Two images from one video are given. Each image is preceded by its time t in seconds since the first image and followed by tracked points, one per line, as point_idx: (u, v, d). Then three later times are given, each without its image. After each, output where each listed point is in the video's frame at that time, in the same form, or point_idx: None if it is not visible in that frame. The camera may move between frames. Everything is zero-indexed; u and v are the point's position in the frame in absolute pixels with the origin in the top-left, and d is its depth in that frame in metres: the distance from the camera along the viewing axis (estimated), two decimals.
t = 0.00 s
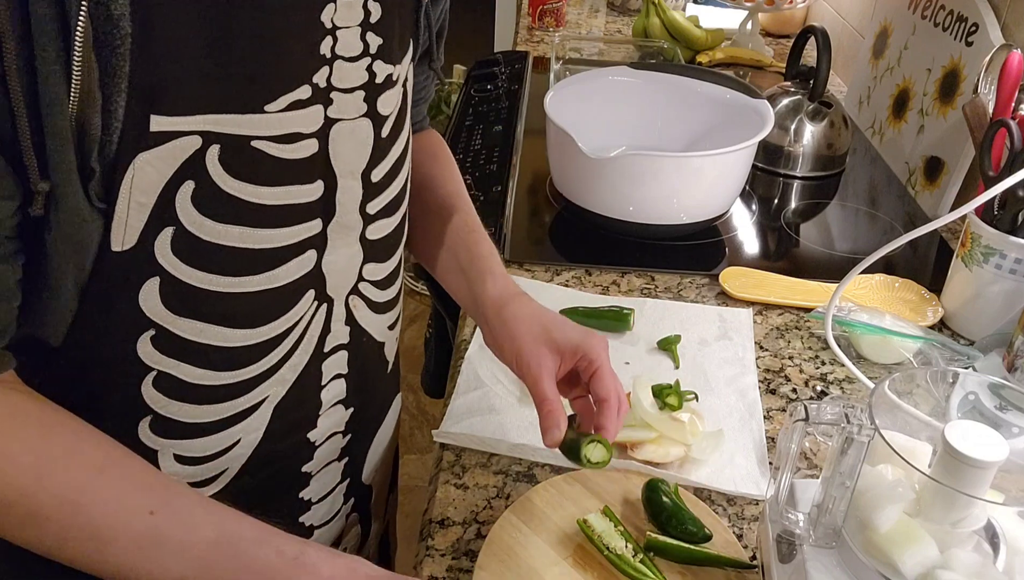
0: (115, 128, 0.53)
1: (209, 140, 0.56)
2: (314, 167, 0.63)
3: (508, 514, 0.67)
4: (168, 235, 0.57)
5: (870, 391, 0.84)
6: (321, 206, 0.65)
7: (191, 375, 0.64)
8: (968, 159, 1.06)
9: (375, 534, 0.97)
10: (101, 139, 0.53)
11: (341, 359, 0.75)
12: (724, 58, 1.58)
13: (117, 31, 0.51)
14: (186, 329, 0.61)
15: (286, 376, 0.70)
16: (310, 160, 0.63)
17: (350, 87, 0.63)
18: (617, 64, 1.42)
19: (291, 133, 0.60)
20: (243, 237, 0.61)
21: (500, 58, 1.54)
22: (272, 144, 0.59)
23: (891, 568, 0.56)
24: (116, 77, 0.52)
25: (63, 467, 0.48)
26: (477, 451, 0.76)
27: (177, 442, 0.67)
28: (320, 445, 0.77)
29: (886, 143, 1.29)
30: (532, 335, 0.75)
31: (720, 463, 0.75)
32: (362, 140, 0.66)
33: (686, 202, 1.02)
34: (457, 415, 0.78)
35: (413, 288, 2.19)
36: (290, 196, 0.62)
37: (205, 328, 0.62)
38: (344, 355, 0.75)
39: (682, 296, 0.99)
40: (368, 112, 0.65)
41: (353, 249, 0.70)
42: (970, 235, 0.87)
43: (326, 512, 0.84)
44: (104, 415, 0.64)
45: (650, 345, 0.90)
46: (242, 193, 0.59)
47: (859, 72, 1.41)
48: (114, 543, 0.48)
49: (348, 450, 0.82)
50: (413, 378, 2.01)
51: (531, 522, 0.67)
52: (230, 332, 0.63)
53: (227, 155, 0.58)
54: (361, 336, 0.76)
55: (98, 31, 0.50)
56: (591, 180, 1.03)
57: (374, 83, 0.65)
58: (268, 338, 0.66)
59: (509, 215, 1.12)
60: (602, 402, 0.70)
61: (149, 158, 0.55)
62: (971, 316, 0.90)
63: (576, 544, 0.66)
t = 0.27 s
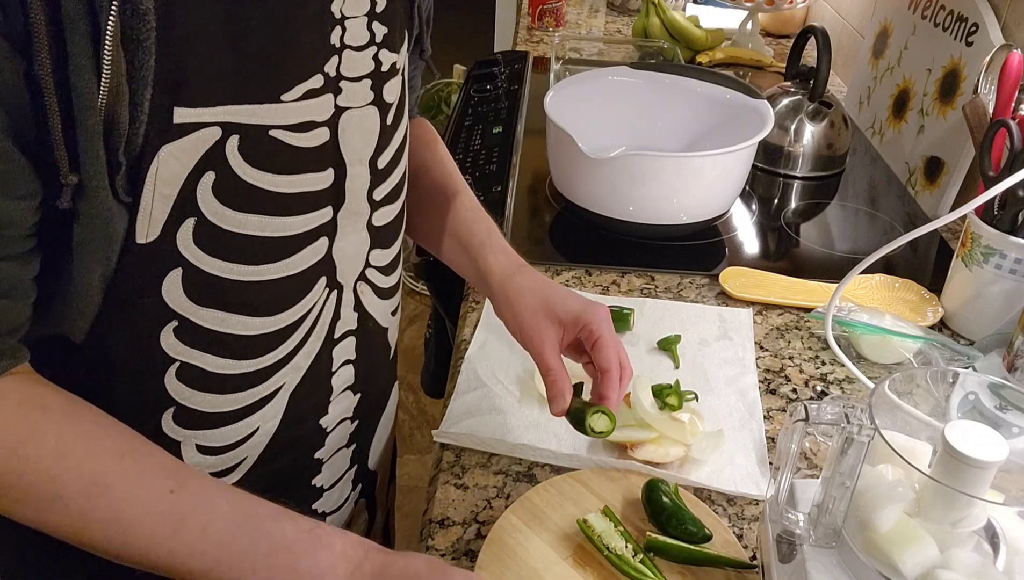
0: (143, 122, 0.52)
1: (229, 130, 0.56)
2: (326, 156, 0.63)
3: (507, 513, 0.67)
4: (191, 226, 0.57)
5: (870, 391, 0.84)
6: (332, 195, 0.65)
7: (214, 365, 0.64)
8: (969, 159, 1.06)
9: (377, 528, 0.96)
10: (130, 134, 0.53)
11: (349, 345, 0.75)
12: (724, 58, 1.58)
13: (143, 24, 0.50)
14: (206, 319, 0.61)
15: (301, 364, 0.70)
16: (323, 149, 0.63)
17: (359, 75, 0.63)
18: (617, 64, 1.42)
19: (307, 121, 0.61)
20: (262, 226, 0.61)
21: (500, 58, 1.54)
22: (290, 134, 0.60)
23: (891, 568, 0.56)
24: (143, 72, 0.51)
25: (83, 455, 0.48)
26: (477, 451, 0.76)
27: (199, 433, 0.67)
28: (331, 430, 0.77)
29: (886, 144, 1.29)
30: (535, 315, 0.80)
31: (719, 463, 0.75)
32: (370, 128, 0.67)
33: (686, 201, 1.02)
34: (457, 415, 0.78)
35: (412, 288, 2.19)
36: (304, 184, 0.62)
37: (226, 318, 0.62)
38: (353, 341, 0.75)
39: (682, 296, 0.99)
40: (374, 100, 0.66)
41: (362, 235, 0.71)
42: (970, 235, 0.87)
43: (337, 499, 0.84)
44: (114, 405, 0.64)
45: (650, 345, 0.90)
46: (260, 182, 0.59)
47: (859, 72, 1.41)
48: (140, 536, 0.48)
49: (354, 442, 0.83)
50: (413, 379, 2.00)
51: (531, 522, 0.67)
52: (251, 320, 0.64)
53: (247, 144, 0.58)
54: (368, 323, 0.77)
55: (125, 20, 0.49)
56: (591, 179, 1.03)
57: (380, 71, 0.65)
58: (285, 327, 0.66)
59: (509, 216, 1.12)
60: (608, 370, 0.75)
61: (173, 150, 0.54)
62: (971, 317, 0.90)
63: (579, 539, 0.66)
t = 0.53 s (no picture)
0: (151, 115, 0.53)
1: (235, 123, 0.57)
2: (329, 150, 0.64)
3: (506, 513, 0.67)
4: (198, 218, 0.57)
5: (870, 391, 0.84)
6: (336, 188, 0.66)
7: (220, 357, 0.64)
8: (969, 159, 1.06)
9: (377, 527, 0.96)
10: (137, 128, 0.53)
11: (351, 339, 0.75)
12: (724, 58, 1.58)
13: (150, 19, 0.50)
14: (213, 310, 0.61)
15: (304, 357, 0.70)
16: (326, 143, 0.63)
17: (361, 71, 0.64)
18: (617, 64, 1.42)
19: (312, 116, 0.61)
20: (268, 218, 0.61)
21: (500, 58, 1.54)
22: (295, 127, 0.60)
23: (891, 568, 0.56)
24: (151, 64, 0.51)
25: (89, 449, 0.47)
26: (477, 451, 0.76)
27: (204, 426, 0.66)
28: (333, 424, 0.77)
29: (886, 144, 1.29)
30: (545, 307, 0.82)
31: (719, 463, 0.75)
32: (373, 122, 0.67)
33: (686, 201, 1.02)
34: (457, 415, 0.78)
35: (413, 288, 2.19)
36: (308, 177, 0.63)
37: (232, 309, 0.62)
38: (355, 335, 0.75)
39: (682, 296, 0.99)
40: (377, 96, 0.66)
41: (365, 228, 0.71)
42: (970, 235, 0.87)
43: (339, 493, 0.84)
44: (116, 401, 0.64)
45: (650, 345, 0.90)
46: (266, 174, 0.60)
47: (859, 72, 1.41)
48: (152, 521, 0.48)
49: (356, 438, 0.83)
50: (413, 378, 2.01)
51: (530, 522, 0.67)
52: (257, 312, 0.64)
53: (253, 137, 0.58)
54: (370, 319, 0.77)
55: (134, 18, 0.50)
56: (591, 179, 1.03)
57: (382, 67, 0.66)
58: (289, 319, 0.66)
59: (509, 215, 1.12)
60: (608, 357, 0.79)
61: (181, 143, 0.54)
62: (971, 316, 0.90)
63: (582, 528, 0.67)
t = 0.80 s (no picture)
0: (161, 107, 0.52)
1: (242, 118, 0.57)
2: (334, 146, 0.64)
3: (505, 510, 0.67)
4: (204, 211, 0.57)
5: (870, 391, 0.84)
6: (340, 183, 0.66)
7: (225, 349, 0.64)
8: (969, 159, 1.06)
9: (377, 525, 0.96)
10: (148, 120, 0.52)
11: (354, 333, 0.75)
12: (724, 58, 1.58)
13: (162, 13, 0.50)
14: (219, 302, 0.61)
15: (308, 350, 0.70)
16: (330, 140, 0.63)
17: (366, 67, 0.64)
18: (617, 64, 1.42)
19: (317, 112, 0.61)
20: (273, 212, 0.61)
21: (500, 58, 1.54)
22: (302, 123, 0.60)
23: (891, 568, 0.56)
24: (162, 57, 0.51)
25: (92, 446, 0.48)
26: (477, 452, 0.76)
27: (208, 418, 0.66)
28: (336, 418, 0.78)
29: (886, 144, 1.29)
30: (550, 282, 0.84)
31: (722, 459, 0.75)
32: (377, 118, 0.67)
33: (686, 201, 1.02)
34: (464, 407, 0.78)
35: (413, 288, 2.19)
36: (314, 172, 0.63)
37: (237, 302, 0.62)
38: (358, 330, 0.75)
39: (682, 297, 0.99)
40: (381, 92, 0.66)
41: (368, 223, 0.71)
42: (970, 235, 0.87)
43: (339, 489, 0.84)
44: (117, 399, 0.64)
45: (650, 344, 0.90)
46: (272, 168, 0.60)
47: (859, 72, 1.41)
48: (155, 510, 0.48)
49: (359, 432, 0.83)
50: (413, 378, 2.01)
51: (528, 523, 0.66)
52: (262, 305, 0.64)
53: (260, 132, 0.58)
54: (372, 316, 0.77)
55: (145, 14, 0.49)
56: (590, 179, 1.03)
57: (387, 64, 0.66)
58: (293, 312, 0.66)
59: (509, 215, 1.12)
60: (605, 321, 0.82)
61: (189, 136, 0.54)
62: (971, 316, 0.90)
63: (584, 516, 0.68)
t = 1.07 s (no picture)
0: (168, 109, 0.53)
1: (248, 119, 0.57)
2: (338, 147, 0.64)
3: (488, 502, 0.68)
4: (211, 212, 0.57)
5: (870, 391, 0.84)
6: (344, 183, 0.66)
7: (229, 348, 0.64)
8: (968, 158, 1.06)
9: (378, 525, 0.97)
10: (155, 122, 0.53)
11: (356, 332, 0.75)
12: (724, 58, 1.58)
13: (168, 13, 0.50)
14: (224, 302, 0.62)
15: (311, 348, 0.70)
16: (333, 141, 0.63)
17: (371, 69, 0.65)
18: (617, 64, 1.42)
19: (322, 112, 0.61)
20: (277, 212, 0.61)
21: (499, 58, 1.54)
22: (307, 125, 0.61)
23: (891, 568, 0.56)
24: (168, 58, 0.51)
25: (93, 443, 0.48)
26: (477, 452, 0.76)
27: (210, 417, 0.67)
28: (337, 416, 0.78)
29: (886, 143, 1.29)
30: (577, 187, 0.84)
31: (726, 440, 0.76)
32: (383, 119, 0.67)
33: (685, 202, 1.02)
34: (467, 402, 0.79)
35: (412, 288, 2.19)
36: (318, 172, 0.63)
37: (242, 301, 0.62)
38: (360, 328, 0.76)
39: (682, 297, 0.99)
40: (385, 93, 0.67)
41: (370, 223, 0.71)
42: (970, 235, 0.87)
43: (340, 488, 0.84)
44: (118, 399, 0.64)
45: (652, 330, 0.91)
46: (277, 168, 0.60)
47: (859, 72, 1.41)
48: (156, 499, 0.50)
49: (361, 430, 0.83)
50: (413, 379, 2.01)
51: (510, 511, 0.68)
52: (267, 304, 0.64)
53: (266, 133, 0.58)
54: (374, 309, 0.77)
55: (152, 15, 0.50)
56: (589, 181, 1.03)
57: (391, 65, 0.66)
58: (296, 311, 0.67)
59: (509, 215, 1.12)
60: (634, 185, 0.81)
61: (196, 137, 0.55)
62: (971, 316, 0.90)
63: (583, 518, 0.68)
